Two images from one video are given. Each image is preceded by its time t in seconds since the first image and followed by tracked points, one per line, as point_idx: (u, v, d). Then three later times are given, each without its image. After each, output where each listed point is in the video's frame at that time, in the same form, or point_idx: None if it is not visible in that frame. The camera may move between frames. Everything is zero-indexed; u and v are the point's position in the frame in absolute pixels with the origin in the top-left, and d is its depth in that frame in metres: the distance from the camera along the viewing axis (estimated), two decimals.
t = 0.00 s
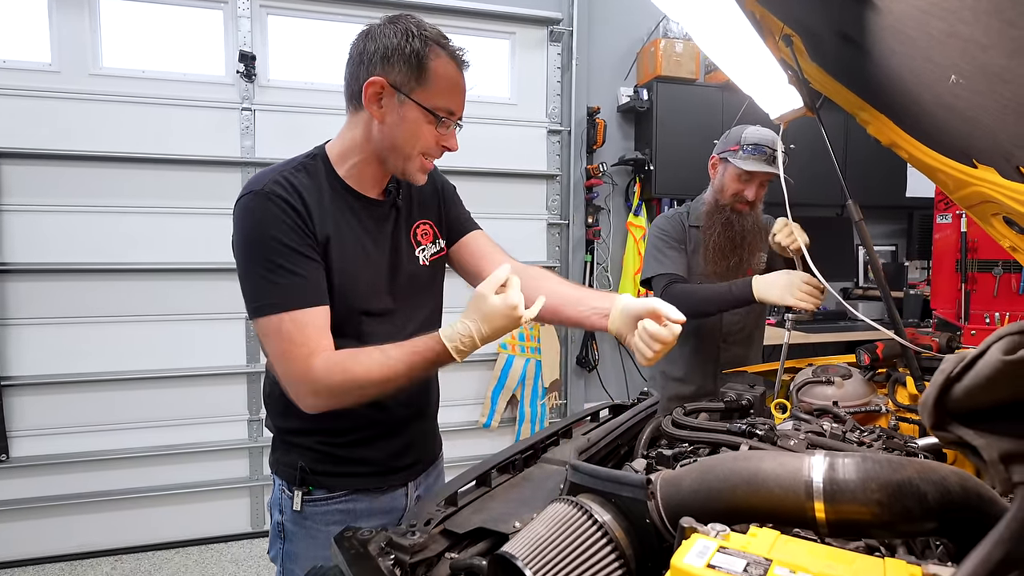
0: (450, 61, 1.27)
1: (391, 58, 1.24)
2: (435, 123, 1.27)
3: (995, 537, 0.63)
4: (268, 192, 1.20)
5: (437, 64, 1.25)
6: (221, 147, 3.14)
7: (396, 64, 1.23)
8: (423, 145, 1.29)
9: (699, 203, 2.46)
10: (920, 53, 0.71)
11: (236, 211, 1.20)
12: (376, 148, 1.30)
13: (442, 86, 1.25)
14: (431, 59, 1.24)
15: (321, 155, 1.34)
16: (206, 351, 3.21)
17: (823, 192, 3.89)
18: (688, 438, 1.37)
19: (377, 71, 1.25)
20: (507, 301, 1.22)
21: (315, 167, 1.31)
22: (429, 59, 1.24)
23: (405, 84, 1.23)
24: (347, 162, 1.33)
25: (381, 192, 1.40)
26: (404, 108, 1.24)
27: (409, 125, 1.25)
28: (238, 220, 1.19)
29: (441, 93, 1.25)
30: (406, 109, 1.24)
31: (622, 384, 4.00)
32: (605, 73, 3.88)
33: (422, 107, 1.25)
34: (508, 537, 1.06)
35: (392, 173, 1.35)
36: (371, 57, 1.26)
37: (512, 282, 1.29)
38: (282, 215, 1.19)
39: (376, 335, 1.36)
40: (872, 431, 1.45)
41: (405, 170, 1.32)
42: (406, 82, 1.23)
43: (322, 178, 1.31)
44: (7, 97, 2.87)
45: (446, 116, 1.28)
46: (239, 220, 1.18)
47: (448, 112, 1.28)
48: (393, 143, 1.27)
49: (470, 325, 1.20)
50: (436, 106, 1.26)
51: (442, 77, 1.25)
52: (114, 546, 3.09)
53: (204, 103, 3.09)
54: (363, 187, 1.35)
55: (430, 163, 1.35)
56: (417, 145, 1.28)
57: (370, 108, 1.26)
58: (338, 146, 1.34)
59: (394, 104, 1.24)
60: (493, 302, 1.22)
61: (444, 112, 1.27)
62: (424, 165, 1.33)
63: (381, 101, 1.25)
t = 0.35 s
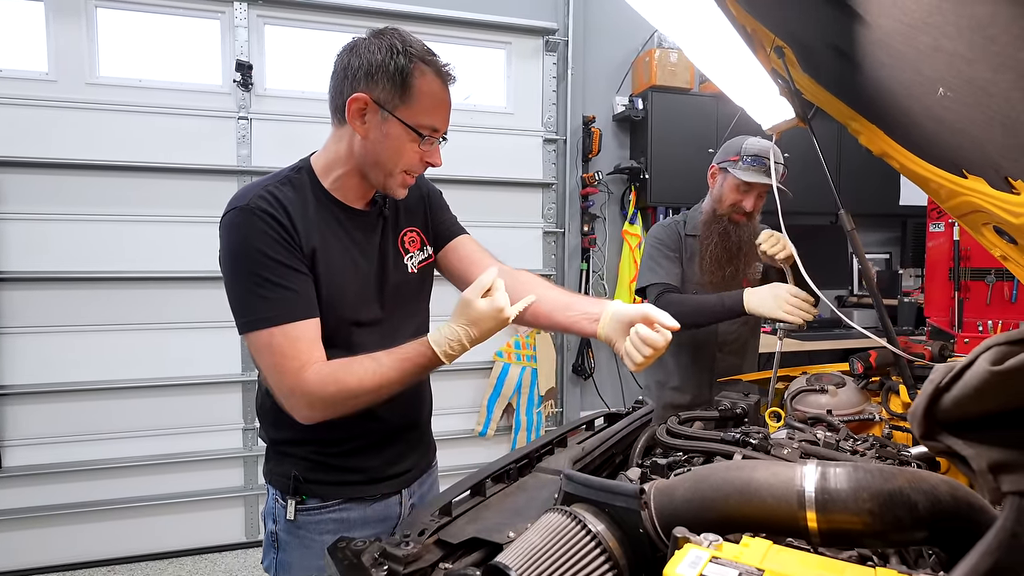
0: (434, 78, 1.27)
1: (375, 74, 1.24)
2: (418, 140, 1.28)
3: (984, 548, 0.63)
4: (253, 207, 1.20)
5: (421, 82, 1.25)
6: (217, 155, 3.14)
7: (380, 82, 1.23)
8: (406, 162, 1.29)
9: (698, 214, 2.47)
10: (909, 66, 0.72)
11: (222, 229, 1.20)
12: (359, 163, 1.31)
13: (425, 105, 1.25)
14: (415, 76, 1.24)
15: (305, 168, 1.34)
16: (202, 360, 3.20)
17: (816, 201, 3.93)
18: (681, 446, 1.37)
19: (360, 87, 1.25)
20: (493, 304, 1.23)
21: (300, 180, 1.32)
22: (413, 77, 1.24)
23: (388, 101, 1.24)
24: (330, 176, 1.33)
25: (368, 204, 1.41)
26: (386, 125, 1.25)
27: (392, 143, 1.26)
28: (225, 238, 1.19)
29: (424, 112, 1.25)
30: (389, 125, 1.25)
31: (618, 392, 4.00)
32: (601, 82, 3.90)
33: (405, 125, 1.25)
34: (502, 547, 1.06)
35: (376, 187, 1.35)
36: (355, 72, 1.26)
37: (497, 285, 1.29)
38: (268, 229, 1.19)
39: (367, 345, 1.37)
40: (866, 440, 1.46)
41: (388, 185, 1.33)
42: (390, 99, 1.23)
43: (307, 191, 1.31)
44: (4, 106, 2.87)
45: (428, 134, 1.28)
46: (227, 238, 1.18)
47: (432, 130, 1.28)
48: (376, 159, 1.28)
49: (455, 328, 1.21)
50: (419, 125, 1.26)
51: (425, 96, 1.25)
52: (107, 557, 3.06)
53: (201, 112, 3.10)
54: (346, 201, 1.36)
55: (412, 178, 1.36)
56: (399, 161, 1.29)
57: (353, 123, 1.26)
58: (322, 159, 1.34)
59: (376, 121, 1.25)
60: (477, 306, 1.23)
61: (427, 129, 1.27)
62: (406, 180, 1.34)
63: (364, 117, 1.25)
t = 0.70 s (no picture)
0: (432, 74, 1.26)
1: (373, 70, 1.24)
2: (416, 136, 1.27)
3: (980, 548, 0.64)
4: (251, 208, 1.19)
5: (418, 78, 1.24)
6: (216, 157, 3.14)
7: (377, 79, 1.23)
8: (405, 159, 1.29)
9: (694, 216, 2.48)
10: (906, 68, 0.72)
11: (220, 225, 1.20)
12: (359, 161, 1.31)
13: (422, 101, 1.24)
14: (412, 73, 1.24)
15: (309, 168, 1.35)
16: (200, 361, 3.19)
17: (814, 202, 3.94)
18: (680, 447, 1.37)
19: (359, 85, 1.25)
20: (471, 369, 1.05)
21: (301, 183, 1.31)
22: (410, 72, 1.24)
23: (385, 97, 1.24)
24: (332, 175, 1.34)
25: (370, 205, 1.41)
26: (383, 122, 1.24)
27: (390, 139, 1.26)
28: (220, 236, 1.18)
29: (421, 108, 1.25)
30: (386, 122, 1.24)
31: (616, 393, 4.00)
32: (599, 84, 3.91)
33: (403, 121, 1.25)
34: (501, 548, 1.06)
35: (377, 186, 1.36)
36: (355, 69, 1.27)
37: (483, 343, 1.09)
38: (261, 231, 1.18)
39: (366, 348, 1.37)
40: (864, 440, 1.46)
41: (389, 182, 1.33)
42: (387, 94, 1.23)
43: (306, 195, 1.31)
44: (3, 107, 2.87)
45: (427, 129, 1.27)
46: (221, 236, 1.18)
47: (430, 125, 1.28)
48: (375, 156, 1.28)
49: (422, 384, 1.06)
50: (417, 121, 1.26)
51: (422, 92, 1.25)
52: (104, 558, 3.06)
53: (199, 113, 3.10)
54: (349, 200, 1.36)
55: (413, 175, 1.35)
56: (398, 158, 1.28)
57: (352, 121, 1.27)
58: (325, 159, 1.35)
59: (374, 117, 1.25)
60: (454, 368, 1.04)
61: (424, 124, 1.27)
62: (407, 177, 1.34)
63: (363, 114, 1.26)
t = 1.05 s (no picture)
0: (481, 77, 1.29)
1: (424, 71, 1.26)
2: (465, 134, 1.28)
3: (980, 548, 0.64)
4: (315, 197, 1.21)
5: (470, 79, 1.27)
6: (216, 157, 3.14)
7: (430, 77, 1.25)
8: (453, 158, 1.30)
9: (694, 215, 2.48)
10: (905, 69, 0.72)
11: (279, 208, 1.21)
12: (408, 161, 1.32)
13: (473, 100, 1.27)
14: (464, 74, 1.27)
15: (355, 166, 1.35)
16: (200, 362, 3.19)
17: (814, 203, 3.94)
18: (682, 448, 1.37)
19: (411, 84, 1.27)
20: (561, 419, 1.03)
21: (356, 177, 1.32)
22: (461, 73, 1.26)
23: (436, 96, 1.25)
24: (380, 172, 1.34)
25: (413, 210, 1.43)
26: (435, 119, 1.25)
27: (440, 137, 1.26)
28: (281, 216, 1.18)
29: (471, 107, 1.27)
30: (436, 121, 1.25)
31: (616, 394, 4.01)
32: (599, 86, 3.92)
33: (454, 119, 1.26)
34: (501, 548, 1.06)
35: (423, 186, 1.36)
36: (406, 71, 1.29)
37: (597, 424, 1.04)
38: (324, 219, 1.20)
39: (394, 349, 1.37)
40: (864, 441, 1.46)
41: (436, 182, 1.34)
42: (437, 94, 1.25)
43: (361, 191, 1.32)
44: (4, 108, 2.87)
45: (476, 129, 1.29)
46: (283, 216, 1.18)
47: (478, 125, 1.29)
48: (424, 154, 1.29)
49: (506, 408, 1.06)
50: (467, 119, 1.27)
51: (473, 92, 1.27)
52: (104, 559, 3.06)
53: (198, 114, 3.10)
54: (394, 200, 1.37)
55: (460, 175, 1.35)
56: (448, 156, 1.29)
57: (402, 121, 1.28)
58: (374, 159, 1.36)
59: (424, 116, 1.26)
60: (548, 409, 1.05)
61: (474, 124, 1.28)
62: (453, 176, 1.34)
63: (412, 113, 1.27)
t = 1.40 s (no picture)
0: (540, 83, 1.31)
1: (485, 75, 1.27)
2: (521, 136, 1.29)
3: (983, 546, 0.63)
4: (400, 175, 1.18)
5: (530, 84, 1.28)
6: (217, 156, 3.14)
7: (489, 79, 1.26)
8: (508, 159, 1.30)
9: (696, 215, 2.49)
10: (908, 67, 0.72)
11: (366, 181, 1.15)
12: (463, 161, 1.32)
13: (532, 104, 1.28)
14: (524, 78, 1.28)
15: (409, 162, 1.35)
16: (200, 361, 3.19)
17: (816, 202, 3.94)
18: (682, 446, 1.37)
19: (470, 86, 1.27)
20: (679, 483, 0.97)
21: (423, 168, 1.31)
22: (520, 78, 1.27)
23: (497, 99, 1.25)
24: (435, 169, 1.34)
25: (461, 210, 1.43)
26: (495, 120, 1.26)
27: (499, 139, 1.27)
28: (371, 190, 1.13)
29: (529, 110, 1.28)
30: (495, 122, 1.26)
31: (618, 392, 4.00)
32: (600, 85, 3.91)
33: (513, 122, 1.27)
34: (502, 547, 1.06)
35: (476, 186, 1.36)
36: (467, 76, 1.29)
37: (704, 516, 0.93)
38: (413, 198, 1.16)
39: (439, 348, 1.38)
40: (866, 440, 1.46)
41: (489, 182, 1.34)
42: (499, 97, 1.25)
43: (427, 181, 1.31)
44: (5, 107, 2.88)
45: (533, 133, 1.31)
46: (373, 191, 1.13)
47: (534, 129, 1.31)
48: (481, 154, 1.29)
49: (626, 454, 1.03)
50: (525, 122, 1.28)
51: (532, 97, 1.28)
52: (106, 557, 3.06)
53: (199, 112, 3.10)
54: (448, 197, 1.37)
55: (512, 176, 1.36)
56: (505, 156, 1.29)
57: (461, 120, 1.28)
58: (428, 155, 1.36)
59: (484, 118, 1.26)
60: (666, 473, 0.99)
61: (531, 128, 1.30)
62: (506, 176, 1.35)
63: (472, 115, 1.27)
